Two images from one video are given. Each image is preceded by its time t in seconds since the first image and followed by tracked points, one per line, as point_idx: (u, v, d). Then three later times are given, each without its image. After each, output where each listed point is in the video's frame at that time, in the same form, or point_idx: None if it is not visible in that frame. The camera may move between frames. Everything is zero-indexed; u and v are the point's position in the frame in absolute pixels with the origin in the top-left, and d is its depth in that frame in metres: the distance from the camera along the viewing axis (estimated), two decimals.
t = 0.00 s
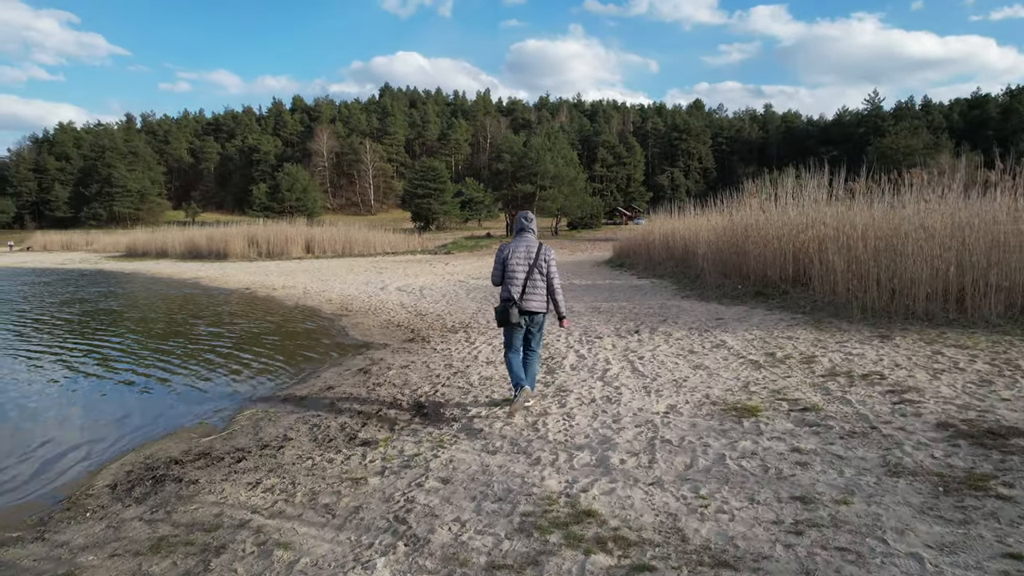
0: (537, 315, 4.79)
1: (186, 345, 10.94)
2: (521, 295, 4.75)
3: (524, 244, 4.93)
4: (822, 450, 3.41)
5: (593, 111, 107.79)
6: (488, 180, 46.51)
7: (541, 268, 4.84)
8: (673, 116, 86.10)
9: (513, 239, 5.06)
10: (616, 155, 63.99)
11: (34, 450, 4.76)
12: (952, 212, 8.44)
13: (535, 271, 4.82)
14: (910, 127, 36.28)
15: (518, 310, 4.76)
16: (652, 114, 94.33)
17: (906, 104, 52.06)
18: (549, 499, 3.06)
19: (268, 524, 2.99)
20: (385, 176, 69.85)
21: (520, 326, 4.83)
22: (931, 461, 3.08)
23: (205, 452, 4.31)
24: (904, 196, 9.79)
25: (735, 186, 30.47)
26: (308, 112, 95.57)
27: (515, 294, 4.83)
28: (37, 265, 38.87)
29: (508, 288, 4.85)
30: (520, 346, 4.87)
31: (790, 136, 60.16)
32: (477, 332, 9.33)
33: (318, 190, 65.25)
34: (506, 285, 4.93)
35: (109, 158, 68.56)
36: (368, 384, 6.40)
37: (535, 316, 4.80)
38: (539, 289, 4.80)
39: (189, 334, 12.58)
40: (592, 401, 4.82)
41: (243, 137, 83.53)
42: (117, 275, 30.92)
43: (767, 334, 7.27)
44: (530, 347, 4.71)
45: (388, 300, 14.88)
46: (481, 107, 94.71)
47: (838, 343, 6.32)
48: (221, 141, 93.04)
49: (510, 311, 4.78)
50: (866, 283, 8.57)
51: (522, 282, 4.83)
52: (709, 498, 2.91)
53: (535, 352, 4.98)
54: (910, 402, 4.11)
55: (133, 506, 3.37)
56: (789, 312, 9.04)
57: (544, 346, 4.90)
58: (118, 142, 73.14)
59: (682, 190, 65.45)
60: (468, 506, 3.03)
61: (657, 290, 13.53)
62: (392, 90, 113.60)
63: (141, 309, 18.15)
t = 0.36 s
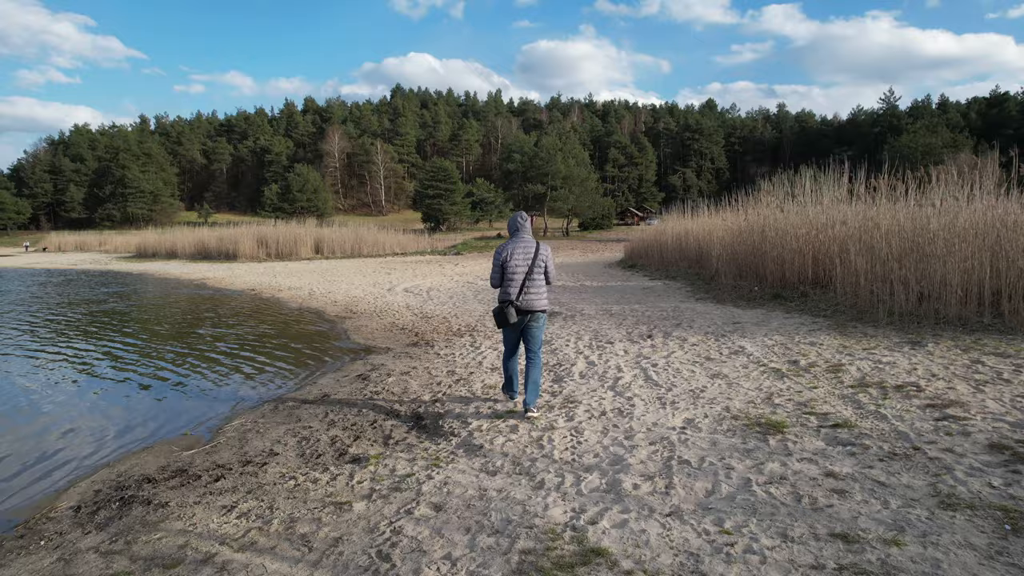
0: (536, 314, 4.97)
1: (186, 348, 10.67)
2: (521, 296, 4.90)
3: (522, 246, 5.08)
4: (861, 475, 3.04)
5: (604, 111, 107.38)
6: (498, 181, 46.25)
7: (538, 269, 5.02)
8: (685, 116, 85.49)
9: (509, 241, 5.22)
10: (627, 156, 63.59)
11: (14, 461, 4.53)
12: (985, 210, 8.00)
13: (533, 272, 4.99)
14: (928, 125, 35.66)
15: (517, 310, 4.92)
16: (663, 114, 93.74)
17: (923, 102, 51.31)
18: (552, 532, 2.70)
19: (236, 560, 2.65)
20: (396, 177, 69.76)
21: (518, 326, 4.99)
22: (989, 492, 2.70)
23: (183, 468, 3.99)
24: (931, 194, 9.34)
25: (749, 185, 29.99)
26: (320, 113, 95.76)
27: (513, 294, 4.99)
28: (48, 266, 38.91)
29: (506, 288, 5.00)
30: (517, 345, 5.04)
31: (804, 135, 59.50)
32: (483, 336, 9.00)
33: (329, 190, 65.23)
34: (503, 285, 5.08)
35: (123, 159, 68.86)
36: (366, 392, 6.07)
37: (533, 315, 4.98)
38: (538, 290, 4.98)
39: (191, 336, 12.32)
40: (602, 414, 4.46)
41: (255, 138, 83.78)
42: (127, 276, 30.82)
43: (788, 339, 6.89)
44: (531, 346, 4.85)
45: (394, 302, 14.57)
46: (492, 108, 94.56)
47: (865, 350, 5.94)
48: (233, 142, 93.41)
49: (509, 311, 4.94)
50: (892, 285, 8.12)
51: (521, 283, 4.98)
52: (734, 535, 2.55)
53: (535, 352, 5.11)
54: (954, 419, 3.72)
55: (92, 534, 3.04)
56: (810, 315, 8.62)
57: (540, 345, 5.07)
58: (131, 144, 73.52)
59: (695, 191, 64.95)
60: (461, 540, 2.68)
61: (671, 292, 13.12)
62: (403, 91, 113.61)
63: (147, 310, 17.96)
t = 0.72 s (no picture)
0: (526, 314, 4.82)
1: (180, 352, 10.28)
2: (513, 295, 4.74)
3: (515, 243, 4.90)
4: (918, 513, 2.61)
5: (611, 112, 106.99)
6: (505, 182, 45.89)
7: (531, 268, 4.86)
8: (692, 117, 84.93)
9: (501, 238, 5.04)
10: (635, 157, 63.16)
11: None
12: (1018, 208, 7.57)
13: (526, 272, 4.82)
14: (941, 124, 35.07)
15: (509, 309, 4.76)
16: (670, 114, 93.16)
17: (934, 102, 50.67)
18: None
19: None
20: (402, 178, 69.50)
21: (508, 325, 4.82)
22: None
23: (149, 493, 3.59)
24: (957, 191, 8.92)
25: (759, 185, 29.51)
26: (326, 114, 95.68)
27: (504, 293, 4.82)
28: (52, 267, 38.69)
29: (497, 286, 4.82)
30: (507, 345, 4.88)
31: (813, 135, 58.93)
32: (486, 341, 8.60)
33: (335, 191, 65.02)
34: (493, 283, 4.90)
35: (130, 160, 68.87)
36: (359, 403, 5.65)
37: (524, 315, 4.82)
38: (529, 289, 4.83)
39: (186, 339, 11.94)
40: (613, 432, 4.05)
41: (261, 139, 83.72)
42: (130, 277, 30.60)
43: (811, 347, 6.46)
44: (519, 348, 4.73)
45: (396, 304, 14.19)
46: (498, 108, 94.27)
47: (897, 359, 5.50)
48: (240, 143, 93.44)
49: (499, 310, 4.77)
50: (920, 288, 7.70)
51: (512, 281, 4.82)
52: None
53: (526, 352, 4.95)
54: (1014, 443, 3.28)
55: None
56: (831, 320, 8.16)
57: (528, 345, 4.93)
58: (139, 146, 73.59)
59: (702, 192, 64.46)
60: None
61: (682, 295, 12.67)
62: (409, 92, 113.43)
63: (146, 312, 17.64)
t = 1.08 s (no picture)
0: (526, 320, 4.72)
1: (168, 355, 9.85)
2: (514, 302, 4.64)
3: (514, 249, 4.77)
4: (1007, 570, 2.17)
5: (615, 109, 106.40)
6: (509, 180, 45.44)
7: (532, 273, 4.74)
8: (697, 114, 84.28)
9: (501, 242, 4.91)
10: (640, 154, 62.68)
11: None
12: None
13: (528, 277, 4.71)
14: (952, 121, 34.50)
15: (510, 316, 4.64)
16: (675, 112, 92.53)
17: (942, 99, 50.07)
18: None
19: None
20: (406, 176, 69.10)
21: (509, 332, 4.70)
22: None
23: (102, 527, 3.16)
24: (989, 187, 8.44)
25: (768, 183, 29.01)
26: (330, 112, 95.32)
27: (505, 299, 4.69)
28: (53, 265, 38.40)
29: (498, 292, 4.69)
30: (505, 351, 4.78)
31: (819, 132, 58.34)
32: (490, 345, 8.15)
33: (338, 189, 64.68)
34: (493, 288, 4.78)
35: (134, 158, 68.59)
36: (350, 415, 5.19)
37: (524, 321, 4.72)
38: (529, 295, 4.72)
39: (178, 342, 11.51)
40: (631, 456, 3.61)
41: (265, 137, 83.46)
42: (131, 276, 30.27)
43: (839, 354, 6.00)
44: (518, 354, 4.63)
45: (397, 305, 13.78)
46: (502, 107, 93.83)
47: (937, 369, 5.04)
48: (244, 141, 93.18)
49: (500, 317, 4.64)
50: (953, 291, 7.23)
51: (513, 287, 4.69)
52: None
53: (524, 359, 4.86)
54: None
55: None
56: (855, 323, 7.68)
57: (526, 350, 4.85)
58: (143, 144, 73.33)
59: (708, 190, 63.95)
60: None
61: (694, 296, 12.18)
62: (413, 90, 113.06)
63: (144, 312, 17.28)
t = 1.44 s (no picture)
0: (527, 316, 4.80)
1: (158, 356, 9.44)
2: (513, 298, 4.73)
3: (513, 246, 4.86)
4: None
5: (620, 103, 105.67)
6: (513, 174, 44.93)
7: (531, 269, 4.84)
8: (702, 108, 83.51)
9: (499, 240, 5.02)
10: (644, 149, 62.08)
11: None
12: None
13: (526, 273, 4.79)
14: (963, 114, 33.85)
15: (509, 312, 4.75)
16: (680, 106, 91.74)
17: (950, 92, 49.39)
18: None
19: None
20: (409, 171, 68.58)
21: (508, 328, 4.81)
22: None
23: None
24: None
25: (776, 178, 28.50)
26: (333, 106, 94.82)
27: (504, 296, 4.81)
28: (52, 261, 38.00)
29: (496, 289, 4.82)
30: (506, 347, 4.88)
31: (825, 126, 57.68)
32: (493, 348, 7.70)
33: (341, 183, 64.19)
34: (493, 286, 4.88)
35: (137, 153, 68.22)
36: (339, 429, 4.73)
37: (524, 317, 4.80)
38: (529, 290, 4.79)
39: (170, 340, 11.11)
40: (654, 485, 3.17)
41: (268, 132, 83.01)
42: (130, 272, 29.87)
43: (872, 359, 5.53)
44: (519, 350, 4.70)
45: (397, 303, 13.34)
46: (506, 101, 93.19)
47: (987, 379, 4.58)
48: (247, 135, 92.73)
49: (498, 313, 4.76)
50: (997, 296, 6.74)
51: (512, 284, 4.79)
52: None
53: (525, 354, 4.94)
54: None
55: None
56: (882, 325, 7.19)
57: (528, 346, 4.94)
58: (146, 139, 72.95)
59: (713, 185, 63.34)
60: None
61: (705, 294, 11.70)
62: (416, 85, 112.43)
63: (140, 309, 16.90)
